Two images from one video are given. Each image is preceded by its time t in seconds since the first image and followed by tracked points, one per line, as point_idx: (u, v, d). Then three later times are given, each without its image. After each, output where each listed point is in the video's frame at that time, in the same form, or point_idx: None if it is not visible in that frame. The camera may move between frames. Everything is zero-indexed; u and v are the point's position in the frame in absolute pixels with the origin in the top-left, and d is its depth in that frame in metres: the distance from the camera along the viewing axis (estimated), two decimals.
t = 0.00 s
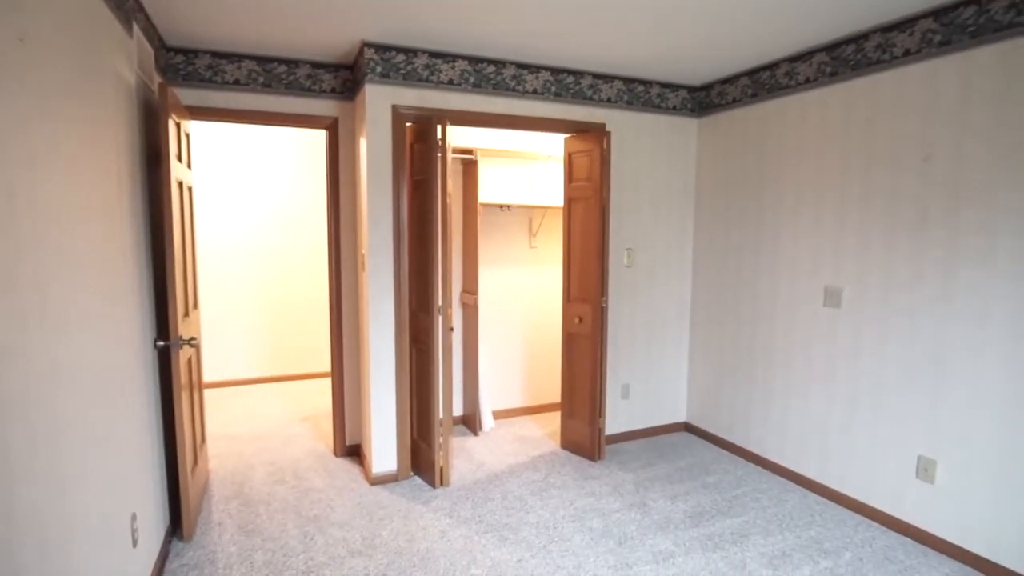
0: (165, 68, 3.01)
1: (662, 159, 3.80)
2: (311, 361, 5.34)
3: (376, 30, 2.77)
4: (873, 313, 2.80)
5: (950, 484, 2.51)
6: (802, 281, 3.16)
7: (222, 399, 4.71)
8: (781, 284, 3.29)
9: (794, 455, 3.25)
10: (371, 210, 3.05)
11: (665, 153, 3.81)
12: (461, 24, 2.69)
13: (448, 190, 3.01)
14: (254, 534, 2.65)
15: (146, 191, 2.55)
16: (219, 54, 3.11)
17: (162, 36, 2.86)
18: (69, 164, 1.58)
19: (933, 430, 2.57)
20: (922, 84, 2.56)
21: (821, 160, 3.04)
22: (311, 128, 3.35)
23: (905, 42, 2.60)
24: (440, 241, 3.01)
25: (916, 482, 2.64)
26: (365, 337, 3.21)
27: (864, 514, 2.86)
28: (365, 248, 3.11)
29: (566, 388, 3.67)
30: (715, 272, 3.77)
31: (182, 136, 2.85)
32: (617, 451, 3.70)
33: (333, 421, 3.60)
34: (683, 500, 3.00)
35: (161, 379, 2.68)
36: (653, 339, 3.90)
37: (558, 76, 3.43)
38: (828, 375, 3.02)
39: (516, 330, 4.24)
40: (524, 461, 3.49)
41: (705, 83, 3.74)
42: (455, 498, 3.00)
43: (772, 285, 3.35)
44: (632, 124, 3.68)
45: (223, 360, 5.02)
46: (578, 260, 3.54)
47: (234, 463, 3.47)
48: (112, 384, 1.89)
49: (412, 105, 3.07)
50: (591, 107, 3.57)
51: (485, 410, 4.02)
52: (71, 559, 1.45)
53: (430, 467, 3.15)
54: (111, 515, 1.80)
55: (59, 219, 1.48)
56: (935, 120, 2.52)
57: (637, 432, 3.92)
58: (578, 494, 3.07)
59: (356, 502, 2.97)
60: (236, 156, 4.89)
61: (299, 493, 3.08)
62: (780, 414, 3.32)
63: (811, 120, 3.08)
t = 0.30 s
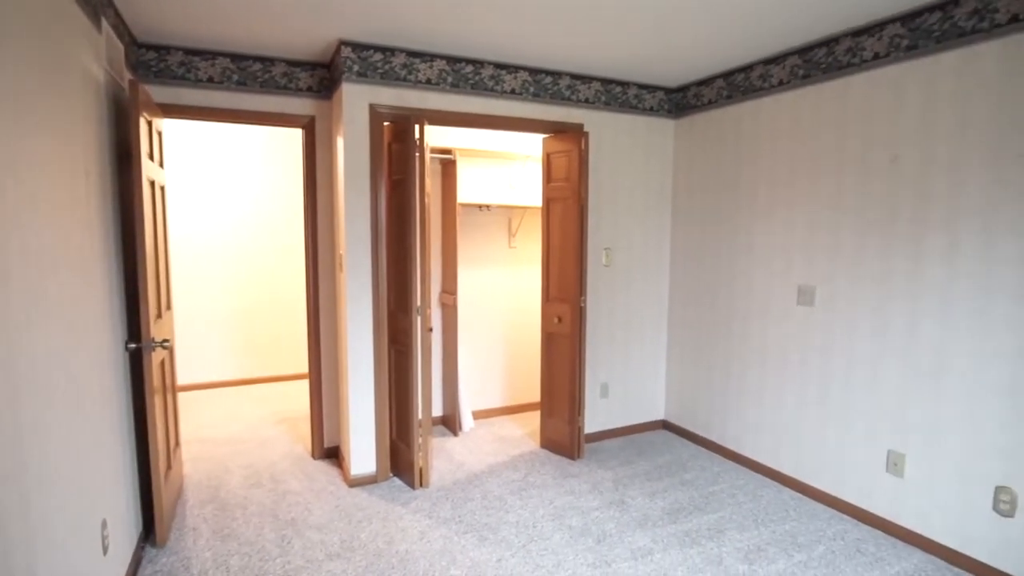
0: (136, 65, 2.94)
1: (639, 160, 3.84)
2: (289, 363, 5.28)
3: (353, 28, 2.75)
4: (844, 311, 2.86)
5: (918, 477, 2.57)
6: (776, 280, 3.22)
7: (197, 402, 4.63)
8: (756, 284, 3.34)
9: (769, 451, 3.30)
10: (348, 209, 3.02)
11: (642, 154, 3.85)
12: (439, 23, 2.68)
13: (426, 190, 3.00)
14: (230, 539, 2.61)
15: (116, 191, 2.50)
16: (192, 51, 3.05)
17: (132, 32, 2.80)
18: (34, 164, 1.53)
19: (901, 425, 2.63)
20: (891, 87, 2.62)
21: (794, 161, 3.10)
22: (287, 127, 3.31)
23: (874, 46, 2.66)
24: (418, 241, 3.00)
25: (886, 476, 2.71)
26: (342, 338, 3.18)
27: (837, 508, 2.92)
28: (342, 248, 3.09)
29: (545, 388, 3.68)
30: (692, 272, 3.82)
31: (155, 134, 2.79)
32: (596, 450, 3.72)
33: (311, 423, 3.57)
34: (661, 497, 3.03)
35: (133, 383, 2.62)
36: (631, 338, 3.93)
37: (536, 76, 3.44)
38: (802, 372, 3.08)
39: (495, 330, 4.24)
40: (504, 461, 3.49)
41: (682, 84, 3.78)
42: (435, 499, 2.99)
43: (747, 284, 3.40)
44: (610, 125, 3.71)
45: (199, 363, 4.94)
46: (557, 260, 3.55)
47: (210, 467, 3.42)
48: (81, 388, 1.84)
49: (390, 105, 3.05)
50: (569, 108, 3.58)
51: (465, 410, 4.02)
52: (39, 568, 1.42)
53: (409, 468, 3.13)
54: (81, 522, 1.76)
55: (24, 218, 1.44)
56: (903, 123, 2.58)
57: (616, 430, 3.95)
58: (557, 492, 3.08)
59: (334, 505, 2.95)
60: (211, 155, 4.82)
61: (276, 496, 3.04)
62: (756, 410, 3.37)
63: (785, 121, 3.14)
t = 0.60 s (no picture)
0: (107, 61, 2.88)
1: (617, 160, 3.87)
2: (266, 365, 5.22)
3: (330, 27, 2.73)
4: (818, 309, 2.92)
5: (888, 471, 2.64)
6: (752, 279, 3.27)
7: (171, 405, 4.55)
8: (732, 283, 3.39)
9: (745, 447, 3.36)
10: (325, 209, 3.00)
11: (621, 155, 3.88)
12: (417, 22, 2.67)
13: (405, 190, 2.99)
14: (205, 544, 2.57)
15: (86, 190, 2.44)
16: (164, 48, 2.99)
17: (103, 27, 2.74)
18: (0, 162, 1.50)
19: (872, 421, 2.70)
20: (861, 90, 2.68)
21: (769, 162, 3.15)
22: (263, 125, 3.27)
23: (845, 50, 2.72)
24: (397, 241, 2.98)
25: (857, 470, 2.77)
26: (320, 339, 3.15)
27: (811, 503, 2.98)
28: (320, 248, 3.06)
29: (525, 387, 3.69)
30: (670, 271, 3.86)
31: (126, 132, 2.73)
32: (576, 448, 3.74)
33: (289, 425, 3.53)
34: (640, 494, 3.06)
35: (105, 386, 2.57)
36: (610, 337, 3.96)
37: (515, 76, 3.44)
38: (777, 369, 3.14)
39: (475, 331, 4.24)
40: (484, 461, 3.49)
41: (659, 86, 3.82)
42: (414, 500, 2.98)
43: (723, 283, 3.45)
44: (588, 126, 3.73)
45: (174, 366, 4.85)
46: (536, 261, 3.56)
47: (185, 471, 3.36)
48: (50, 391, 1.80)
49: (367, 104, 3.03)
50: (548, 108, 3.60)
51: (445, 411, 4.01)
52: None
53: (389, 469, 3.12)
54: (51, 530, 1.72)
55: None
56: (873, 125, 2.64)
57: (595, 429, 3.98)
58: (537, 492, 3.09)
59: (312, 507, 2.92)
60: (185, 153, 4.74)
61: (253, 500, 3.00)
62: (732, 408, 3.42)
63: (759, 123, 3.19)
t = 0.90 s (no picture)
0: (75, 57, 2.81)
1: (596, 160, 3.89)
2: (243, 366, 5.14)
3: (306, 24, 2.70)
4: (792, 307, 2.97)
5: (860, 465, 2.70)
6: (728, 277, 3.31)
7: (145, 408, 4.46)
8: (708, 281, 3.44)
9: (722, 444, 3.40)
10: (302, 209, 2.96)
11: (599, 155, 3.90)
12: (395, 21, 2.66)
13: (383, 189, 2.97)
14: (180, 549, 2.53)
15: (53, 188, 2.38)
16: (136, 44, 2.93)
17: (71, 22, 2.67)
18: None
19: (844, 416, 2.75)
20: (833, 93, 2.73)
21: (744, 162, 3.20)
22: (238, 124, 3.22)
23: (817, 53, 2.77)
24: (375, 241, 2.96)
25: (830, 465, 2.83)
26: (297, 340, 3.12)
27: (785, 497, 3.04)
28: (297, 248, 3.03)
29: (505, 386, 3.69)
30: (648, 270, 3.89)
31: (95, 129, 2.67)
32: (556, 447, 3.76)
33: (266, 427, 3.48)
34: (619, 492, 3.09)
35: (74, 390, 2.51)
36: (589, 336, 3.98)
37: (493, 76, 3.44)
38: (752, 366, 3.18)
39: (455, 331, 4.23)
40: (463, 461, 3.49)
41: (636, 87, 3.85)
42: (394, 501, 2.96)
43: (700, 281, 3.50)
44: (567, 126, 3.75)
45: (147, 369, 4.76)
46: (515, 260, 3.56)
47: (158, 475, 3.29)
48: (16, 395, 1.75)
49: (345, 103, 3.01)
50: (527, 108, 3.60)
51: (425, 411, 3.99)
52: None
53: (368, 470, 3.10)
54: (18, 537, 1.67)
55: None
56: (844, 127, 2.70)
57: (575, 427, 4.00)
58: (517, 491, 3.09)
59: (290, 510, 2.89)
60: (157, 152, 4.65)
61: (229, 504, 2.96)
62: (709, 405, 3.47)
63: (735, 124, 3.23)
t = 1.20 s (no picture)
0: (42, 52, 2.73)
1: (574, 160, 3.91)
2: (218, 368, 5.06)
3: (282, 22, 2.67)
4: (766, 306, 3.02)
5: (832, 459, 2.76)
6: (704, 276, 3.36)
7: (117, 412, 4.37)
8: (685, 280, 3.48)
9: (699, 441, 3.45)
10: (279, 208, 2.93)
11: (577, 155, 3.92)
12: (372, 20, 2.64)
13: (360, 189, 2.95)
14: (153, 555, 2.48)
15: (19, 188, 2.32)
16: (105, 39, 2.87)
17: (38, 16, 2.60)
18: None
19: (817, 412, 2.81)
20: (805, 95, 2.79)
21: (719, 163, 3.24)
22: (212, 122, 3.17)
23: (789, 56, 2.83)
24: (352, 241, 2.94)
25: (804, 460, 2.88)
26: (273, 341, 3.08)
27: (761, 493, 3.09)
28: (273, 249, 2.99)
29: (484, 386, 3.69)
30: (626, 270, 3.93)
31: (64, 126, 2.61)
32: (536, 446, 3.77)
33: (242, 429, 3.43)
34: (598, 490, 3.11)
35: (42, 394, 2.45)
36: (569, 335, 4.00)
37: (471, 76, 3.44)
38: (728, 364, 3.23)
39: (435, 331, 4.22)
40: (443, 462, 3.48)
41: (614, 87, 3.88)
42: (373, 503, 2.95)
43: (677, 280, 3.54)
44: (545, 126, 3.76)
45: (119, 372, 4.66)
46: (494, 260, 3.57)
47: (131, 480, 3.23)
48: None
49: (322, 101, 2.98)
50: (505, 108, 3.61)
51: (404, 411, 3.97)
52: None
53: (346, 472, 3.07)
54: None
55: None
56: (816, 128, 2.75)
57: (555, 426, 4.02)
58: (497, 490, 3.10)
59: (267, 513, 2.85)
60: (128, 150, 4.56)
61: (205, 508, 2.91)
62: (686, 403, 3.51)
63: (710, 125, 3.28)
